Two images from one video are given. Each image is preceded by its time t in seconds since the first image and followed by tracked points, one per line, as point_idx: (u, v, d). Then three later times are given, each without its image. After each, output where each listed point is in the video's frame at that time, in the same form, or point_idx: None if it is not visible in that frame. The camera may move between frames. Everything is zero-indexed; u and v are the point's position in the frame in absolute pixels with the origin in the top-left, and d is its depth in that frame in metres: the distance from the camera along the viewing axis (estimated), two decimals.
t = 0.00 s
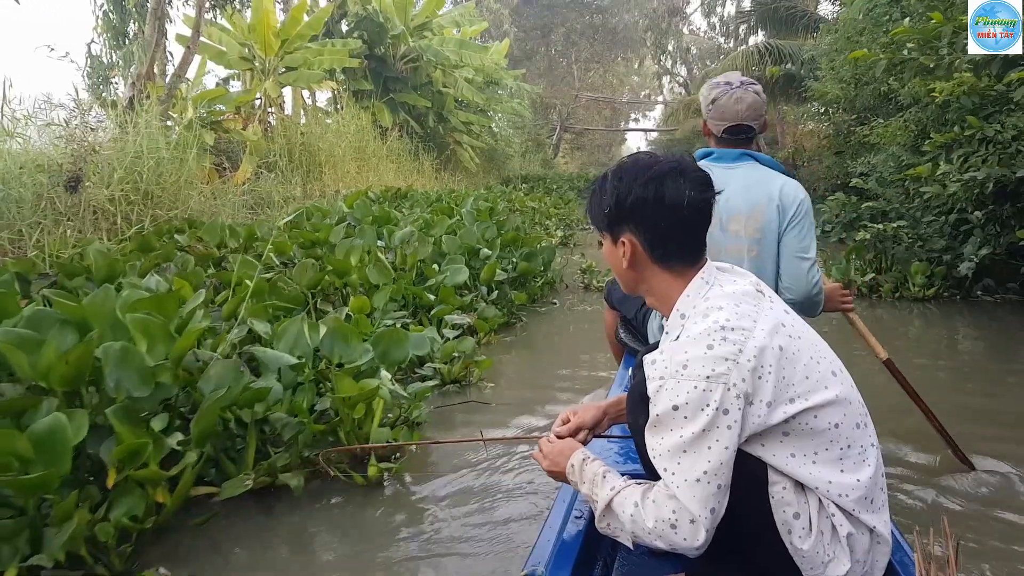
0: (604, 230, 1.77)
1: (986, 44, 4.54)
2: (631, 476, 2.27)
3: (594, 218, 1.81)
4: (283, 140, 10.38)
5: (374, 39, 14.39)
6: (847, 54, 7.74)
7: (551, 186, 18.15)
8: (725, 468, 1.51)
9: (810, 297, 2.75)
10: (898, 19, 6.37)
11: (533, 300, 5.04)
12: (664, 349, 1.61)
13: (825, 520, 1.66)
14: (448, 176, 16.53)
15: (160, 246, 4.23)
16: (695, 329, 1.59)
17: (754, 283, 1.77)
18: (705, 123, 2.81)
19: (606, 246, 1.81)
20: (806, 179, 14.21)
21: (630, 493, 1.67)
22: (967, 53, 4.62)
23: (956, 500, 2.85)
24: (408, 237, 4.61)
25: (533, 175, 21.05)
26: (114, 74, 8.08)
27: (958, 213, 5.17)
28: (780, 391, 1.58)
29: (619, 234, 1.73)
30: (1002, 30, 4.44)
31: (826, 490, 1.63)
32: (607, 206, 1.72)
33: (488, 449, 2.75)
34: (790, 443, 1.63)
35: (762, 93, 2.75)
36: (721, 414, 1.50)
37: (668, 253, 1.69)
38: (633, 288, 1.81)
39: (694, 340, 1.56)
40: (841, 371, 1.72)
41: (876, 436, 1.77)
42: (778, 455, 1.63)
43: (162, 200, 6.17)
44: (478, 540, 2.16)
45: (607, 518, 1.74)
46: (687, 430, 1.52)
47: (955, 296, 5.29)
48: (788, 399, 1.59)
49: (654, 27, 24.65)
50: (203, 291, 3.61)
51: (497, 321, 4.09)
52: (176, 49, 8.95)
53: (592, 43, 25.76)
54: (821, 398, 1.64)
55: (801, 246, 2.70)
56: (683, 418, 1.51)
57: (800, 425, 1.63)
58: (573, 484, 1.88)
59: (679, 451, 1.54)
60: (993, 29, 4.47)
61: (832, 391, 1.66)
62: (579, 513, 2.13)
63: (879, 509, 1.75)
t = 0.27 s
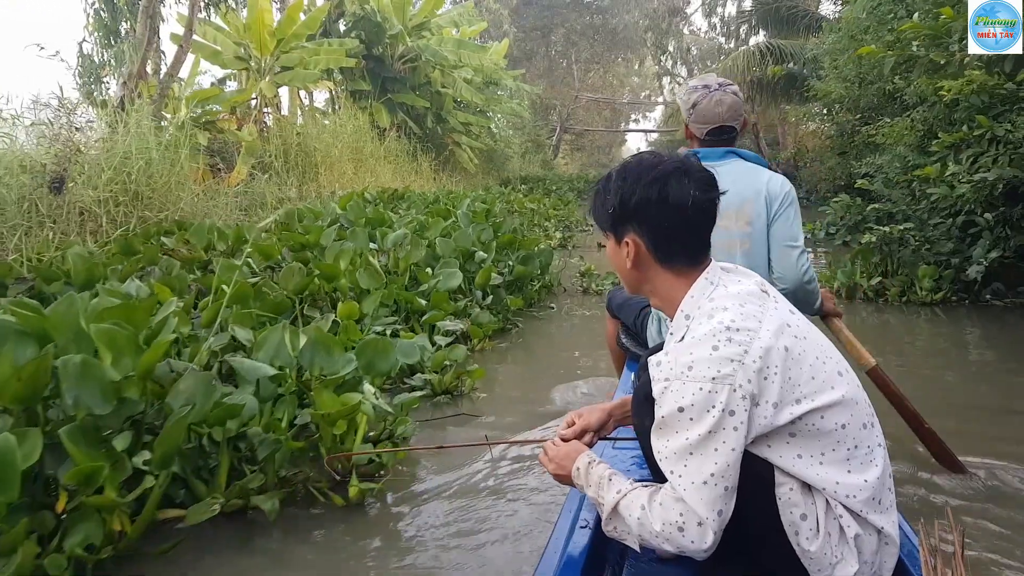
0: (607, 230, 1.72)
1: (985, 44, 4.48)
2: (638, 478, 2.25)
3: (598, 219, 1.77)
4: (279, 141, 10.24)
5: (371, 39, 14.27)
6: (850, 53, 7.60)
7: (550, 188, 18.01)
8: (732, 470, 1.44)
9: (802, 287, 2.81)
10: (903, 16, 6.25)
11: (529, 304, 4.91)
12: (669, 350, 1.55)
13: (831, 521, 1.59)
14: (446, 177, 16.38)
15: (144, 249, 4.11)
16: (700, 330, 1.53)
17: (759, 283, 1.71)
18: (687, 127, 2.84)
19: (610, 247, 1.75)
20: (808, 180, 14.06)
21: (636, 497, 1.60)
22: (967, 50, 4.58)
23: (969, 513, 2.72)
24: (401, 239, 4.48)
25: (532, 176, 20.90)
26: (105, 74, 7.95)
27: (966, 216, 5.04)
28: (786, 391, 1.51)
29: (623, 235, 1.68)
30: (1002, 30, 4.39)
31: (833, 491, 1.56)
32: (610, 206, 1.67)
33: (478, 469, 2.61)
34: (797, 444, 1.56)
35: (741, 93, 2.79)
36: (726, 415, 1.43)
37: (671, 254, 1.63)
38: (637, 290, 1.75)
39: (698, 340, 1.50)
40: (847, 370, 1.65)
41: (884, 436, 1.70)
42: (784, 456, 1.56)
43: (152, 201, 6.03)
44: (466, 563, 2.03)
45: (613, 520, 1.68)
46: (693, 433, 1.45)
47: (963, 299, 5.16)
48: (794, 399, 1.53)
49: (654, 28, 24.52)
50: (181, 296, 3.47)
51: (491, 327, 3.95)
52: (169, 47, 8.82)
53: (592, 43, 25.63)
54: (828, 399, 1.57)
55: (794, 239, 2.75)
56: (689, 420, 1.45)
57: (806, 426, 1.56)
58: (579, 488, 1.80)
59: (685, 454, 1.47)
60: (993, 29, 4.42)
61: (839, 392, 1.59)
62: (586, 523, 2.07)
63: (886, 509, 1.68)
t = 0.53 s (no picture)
0: (606, 233, 1.64)
1: (986, 44, 4.36)
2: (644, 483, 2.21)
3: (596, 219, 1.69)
4: (275, 141, 10.11)
5: (369, 39, 14.15)
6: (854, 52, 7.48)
7: (550, 188, 17.87)
8: (737, 472, 1.41)
9: (798, 283, 2.79)
10: (908, 14, 6.13)
11: (526, 308, 4.78)
12: (672, 352, 1.51)
13: (835, 523, 1.55)
14: (445, 178, 16.25)
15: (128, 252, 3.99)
16: (703, 330, 1.49)
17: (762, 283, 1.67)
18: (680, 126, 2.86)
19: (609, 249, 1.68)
20: (810, 180, 13.95)
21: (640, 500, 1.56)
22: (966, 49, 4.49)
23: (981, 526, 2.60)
24: (395, 242, 4.36)
25: (532, 177, 20.77)
26: (96, 73, 7.84)
27: (973, 217, 4.93)
28: (789, 393, 1.47)
29: (622, 237, 1.60)
30: (1003, 30, 4.32)
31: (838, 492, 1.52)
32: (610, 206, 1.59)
33: (467, 484, 2.49)
34: (801, 445, 1.52)
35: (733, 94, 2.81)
36: (730, 418, 1.40)
37: (672, 255, 1.56)
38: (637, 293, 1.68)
39: (701, 341, 1.46)
40: (851, 370, 1.61)
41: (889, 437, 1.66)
42: (787, 458, 1.51)
43: (142, 202, 5.92)
44: None
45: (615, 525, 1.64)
46: (697, 435, 1.41)
47: (970, 303, 5.03)
48: (797, 401, 1.48)
49: (655, 28, 24.39)
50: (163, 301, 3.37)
51: (485, 332, 3.83)
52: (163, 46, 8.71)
53: (593, 43, 25.50)
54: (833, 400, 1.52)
55: (787, 237, 2.75)
56: (692, 422, 1.41)
57: (811, 428, 1.51)
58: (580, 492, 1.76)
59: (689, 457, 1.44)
60: (993, 29, 4.33)
61: (844, 393, 1.55)
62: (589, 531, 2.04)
63: (892, 511, 1.63)
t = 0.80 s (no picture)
0: (621, 242, 1.64)
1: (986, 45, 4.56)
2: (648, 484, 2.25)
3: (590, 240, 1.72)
4: (270, 141, 9.98)
5: (367, 38, 14.02)
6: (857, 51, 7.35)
7: (549, 189, 17.71)
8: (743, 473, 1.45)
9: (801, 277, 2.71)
10: (914, 12, 6.01)
11: (523, 314, 4.65)
12: (676, 356, 1.56)
13: (842, 524, 1.59)
14: (443, 178, 16.10)
15: (112, 256, 3.88)
16: (707, 334, 1.54)
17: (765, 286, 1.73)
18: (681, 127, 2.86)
19: (620, 262, 1.68)
20: (812, 181, 13.81)
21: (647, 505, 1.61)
22: (967, 49, 4.67)
23: (995, 543, 2.49)
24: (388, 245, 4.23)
25: (531, 178, 20.60)
26: (88, 72, 7.71)
27: (981, 220, 4.80)
28: (793, 394, 1.52)
29: (644, 243, 1.63)
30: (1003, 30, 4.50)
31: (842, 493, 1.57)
32: (619, 218, 1.62)
33: (460, 499, 2.40)
34: (805, 447, 1.57)
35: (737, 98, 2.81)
36: (734, 419, 1.44)
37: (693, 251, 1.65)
38: (645, 304, 1.71)
39: (705, 345, 1.51)
40: (855, 372, 1.65)
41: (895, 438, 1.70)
42: (791, 459, 1.57)
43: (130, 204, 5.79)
44: None
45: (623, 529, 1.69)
46: (700, 437, 1.46)
47: (979, 308, 4.90)
48: (800, 402, 1.53)
49: (655, 28, 24.23)
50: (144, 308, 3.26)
51: (480, 339, 3.70)
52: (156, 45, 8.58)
53: (593, 43, 25.35)
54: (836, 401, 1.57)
55: (791, 237, 2.69)
56: (696, 424, 1.46)
57: (815, 429, 1.56)
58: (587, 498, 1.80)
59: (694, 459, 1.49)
60: (993, 29, 4.52)
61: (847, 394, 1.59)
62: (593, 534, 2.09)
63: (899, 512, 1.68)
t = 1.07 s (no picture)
0: (668, 243, 1.61)
1: (986, 44, 4.78)
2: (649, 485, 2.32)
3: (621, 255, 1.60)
4: (266, 141, 9.85)
5: (365, 38, 13.91)
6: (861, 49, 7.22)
7: (549, 189, 17.58)
8: (752, 473, 1.47)
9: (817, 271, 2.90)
10: (921, 9, 5.90)
11: (520, 318, 4.53)
12: (682, 356, 1.57)
13: (845, 523, 1.63)
14: (441, 178, 15.98)
15: (97, 261, 3.78)
16: (714, 335, 1.55)
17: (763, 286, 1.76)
18: (686, 128, 2.96)
19: (665, 266, 1.63)
20: (814, 181, 13.68)
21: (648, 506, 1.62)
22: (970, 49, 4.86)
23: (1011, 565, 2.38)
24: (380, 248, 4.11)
25: (531, 178, 20.48)
26: (78, 71, 7.59)
27: (991, 222, 4.69)
28: (798, 394, 1.55)
29: (684, 240, 1.64)
30: (1004, 29, 4.72)
31: (845, 493, 1.60)
32: (659, 219, 1.60)
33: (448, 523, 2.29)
34: (809, 447, 1.60)
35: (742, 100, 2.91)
36: (742, 420, 1.46)
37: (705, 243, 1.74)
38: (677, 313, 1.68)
39: (711, 346, 1.53)
40: (854, 372, 1.69)
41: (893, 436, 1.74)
42: (796, 460, 1.60)
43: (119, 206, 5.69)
44: None
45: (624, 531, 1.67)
46: (709, 437, 1.47)
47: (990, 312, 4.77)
48: (805, 402, 1.56)
49: (655, 27, 24.11)
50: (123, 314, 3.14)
51: (475, 346, 3.58)
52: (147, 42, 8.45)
53: (593, 43, 25.22)
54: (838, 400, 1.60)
55: (806, 238, 2.87)
56: (704, 426, 1.47)
57: (818, 429, 1.58)
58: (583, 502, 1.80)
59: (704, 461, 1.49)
60: (993, 29, 4.75)
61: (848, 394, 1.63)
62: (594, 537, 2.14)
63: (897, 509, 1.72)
